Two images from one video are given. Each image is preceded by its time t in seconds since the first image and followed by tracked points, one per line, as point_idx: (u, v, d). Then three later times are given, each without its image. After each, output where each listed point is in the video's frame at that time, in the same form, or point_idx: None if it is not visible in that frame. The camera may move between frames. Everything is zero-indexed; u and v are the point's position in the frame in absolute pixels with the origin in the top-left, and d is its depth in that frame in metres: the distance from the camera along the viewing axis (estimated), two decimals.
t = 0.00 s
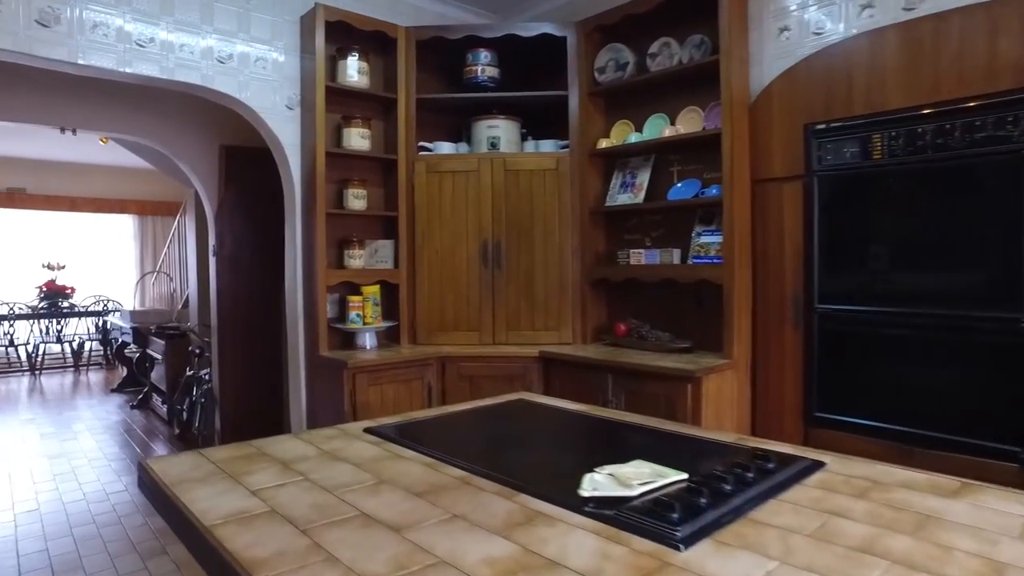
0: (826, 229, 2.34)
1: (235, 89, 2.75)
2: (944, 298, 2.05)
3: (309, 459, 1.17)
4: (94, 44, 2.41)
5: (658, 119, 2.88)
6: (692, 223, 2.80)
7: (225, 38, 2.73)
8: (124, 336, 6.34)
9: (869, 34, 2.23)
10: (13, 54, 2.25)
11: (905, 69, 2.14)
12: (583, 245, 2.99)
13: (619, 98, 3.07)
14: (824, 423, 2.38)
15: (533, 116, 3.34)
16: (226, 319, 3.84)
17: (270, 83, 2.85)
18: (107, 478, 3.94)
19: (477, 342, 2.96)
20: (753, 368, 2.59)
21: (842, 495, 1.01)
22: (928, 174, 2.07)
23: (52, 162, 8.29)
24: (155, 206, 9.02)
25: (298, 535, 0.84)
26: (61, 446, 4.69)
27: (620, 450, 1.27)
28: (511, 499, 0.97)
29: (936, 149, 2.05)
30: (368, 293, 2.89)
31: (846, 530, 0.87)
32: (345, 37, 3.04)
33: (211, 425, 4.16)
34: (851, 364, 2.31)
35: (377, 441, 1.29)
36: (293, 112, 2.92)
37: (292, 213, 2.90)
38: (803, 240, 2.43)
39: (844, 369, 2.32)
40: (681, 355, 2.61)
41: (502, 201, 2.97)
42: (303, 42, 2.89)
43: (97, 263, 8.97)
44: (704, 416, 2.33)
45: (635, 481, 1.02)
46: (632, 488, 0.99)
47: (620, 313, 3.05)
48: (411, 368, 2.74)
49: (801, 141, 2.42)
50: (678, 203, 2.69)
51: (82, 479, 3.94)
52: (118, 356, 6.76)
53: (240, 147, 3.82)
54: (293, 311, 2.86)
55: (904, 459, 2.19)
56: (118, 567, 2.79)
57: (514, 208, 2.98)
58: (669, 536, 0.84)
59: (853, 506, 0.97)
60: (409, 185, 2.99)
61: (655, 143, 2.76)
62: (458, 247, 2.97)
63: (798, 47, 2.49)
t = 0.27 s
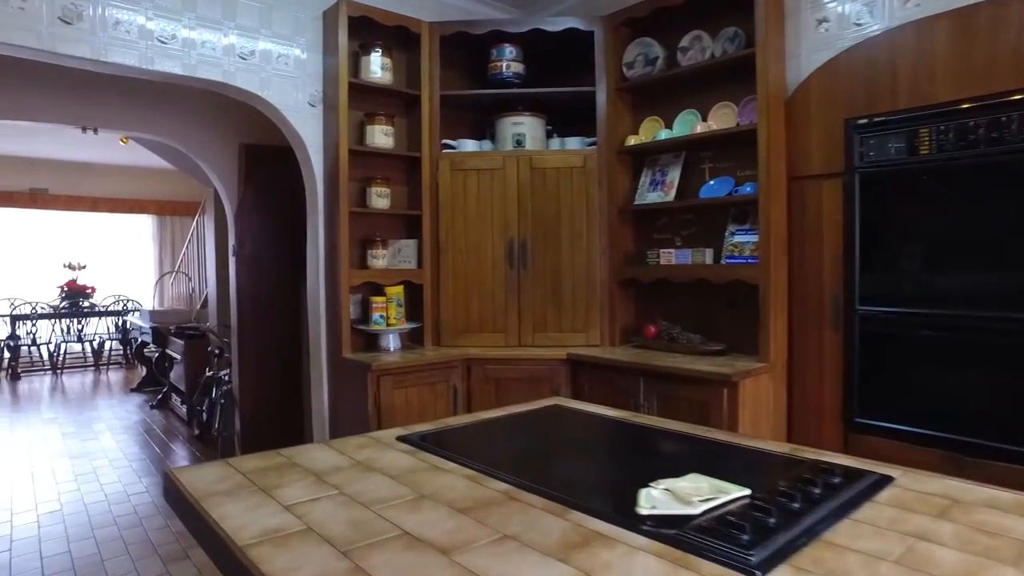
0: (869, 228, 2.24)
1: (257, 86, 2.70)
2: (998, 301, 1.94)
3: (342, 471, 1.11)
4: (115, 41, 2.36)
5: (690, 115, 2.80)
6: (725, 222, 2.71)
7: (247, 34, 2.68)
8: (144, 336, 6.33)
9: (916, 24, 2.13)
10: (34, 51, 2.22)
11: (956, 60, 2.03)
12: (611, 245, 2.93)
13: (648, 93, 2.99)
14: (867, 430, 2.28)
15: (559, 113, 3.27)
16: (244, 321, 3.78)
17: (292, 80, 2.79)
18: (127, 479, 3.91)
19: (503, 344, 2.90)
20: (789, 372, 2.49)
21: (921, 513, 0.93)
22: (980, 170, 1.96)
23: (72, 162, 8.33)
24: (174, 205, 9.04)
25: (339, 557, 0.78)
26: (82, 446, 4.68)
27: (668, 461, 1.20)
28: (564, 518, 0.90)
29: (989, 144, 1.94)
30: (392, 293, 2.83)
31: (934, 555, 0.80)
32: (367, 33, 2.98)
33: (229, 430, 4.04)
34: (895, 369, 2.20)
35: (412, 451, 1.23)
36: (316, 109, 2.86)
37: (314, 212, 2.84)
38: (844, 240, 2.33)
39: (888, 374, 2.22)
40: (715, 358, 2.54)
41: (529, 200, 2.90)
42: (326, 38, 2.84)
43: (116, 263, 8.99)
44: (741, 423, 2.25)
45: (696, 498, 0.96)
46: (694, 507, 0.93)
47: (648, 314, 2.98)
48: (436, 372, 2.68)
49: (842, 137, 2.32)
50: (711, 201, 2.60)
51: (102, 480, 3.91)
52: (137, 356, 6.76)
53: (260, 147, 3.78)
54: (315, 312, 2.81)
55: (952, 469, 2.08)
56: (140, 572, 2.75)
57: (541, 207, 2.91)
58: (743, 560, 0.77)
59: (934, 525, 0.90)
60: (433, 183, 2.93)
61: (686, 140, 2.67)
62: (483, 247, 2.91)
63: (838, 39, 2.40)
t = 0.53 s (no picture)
0: (913, 228, 2.13)
1: (278, 83, 2.64)
2: None
3: (379, 485, 1.05)
4: (136, 38, 2.32)
5: (721, 112, 2.71)
6: (758, 222, 2.63)
7: (269, 31, 2.63)
8: (161, 337, 6.32)
9: (964, 12, 2.01)
10: (55, 49, 2.18)
11: (1008, 49, 1.91)
12: (639, 245, 2.88)
13: (677, 90, 2.91)
14: (910, 440, 2.16)
15: (584, 110, 3.20)
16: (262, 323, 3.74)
17: (315, 77, 2.74)
18: (147, 481, 3.88)
19: (529, 347, 2.85)
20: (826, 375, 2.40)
21: (1010, 533, 0.86)
22: None
23: (89, 163, 8.35)
24: (190, 206, 9.04)
25: None
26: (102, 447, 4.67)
27: (723, 474, 1.13)
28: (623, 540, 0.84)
29: None
30: (414, 295, 2.76)
31: None
32: (389, 29, 2.92)
33: (249, 437, 3.94)
34: (941, 376, 2.08)
35: (450, 463, 1.17)
36: (338, 107, 2.80)
37: (336, 212, 2.78)
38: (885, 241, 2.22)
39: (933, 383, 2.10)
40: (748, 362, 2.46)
41: (555, 198, 2.86)
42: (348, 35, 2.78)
43: (133, 264, 9.01)
44: (779, 429, 2.17)
45: (765, 517, 0.89)
46: (765, 527, 0.86)
47: (676, 316, 2.91)
48: (461, 375, 2.62)
49: (883, 133, 2.21)
50: (744, 200, 2.51)
51: (122, 482, 3.89)
52: (154, 357, 6.76)
53: (280, 146, 3.73)
54: (338, 314, 2.75)
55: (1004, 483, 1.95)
56: None
57: (567, 206, 2.87)
58: None
59: None
60: (457, 183, 2.88)
61: (718, 137, 2.60)
62: (509, 247, 2.86)
63: (879, 31, 2.31)
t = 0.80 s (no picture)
0: (966, 226, 2.03)
1: (303, 79, 2.58)
2: None
3: (428, 502, 0.99)
4: (161, 34, 2.27)
5: (758, 108, 2.62)
6: (797, 221, 2.53)
7: (294, 26, 2.57)
8: (179, 337, 6.30)
9: None
10: (78, 45, 2.13)
11: None
12: (671, 245, 2.80)
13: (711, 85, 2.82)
14: (962, 449, 2.05)
15: (613, 107, 3.13)
16: (284, 325, 3.69)
17: (340, 73, 2.68)
18: (167, 484, 3.84)
19: (558, 349, 2.78)
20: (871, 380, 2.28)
21: None
22: None
23: (107, 163, 8.39)
24: (207, 206, 9.08)
25: None
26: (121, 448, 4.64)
27: (794, 491, 1.06)
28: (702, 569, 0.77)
29: None
30: (442, 296, 2.69)
31: None
32: (415, 25, 2.86)
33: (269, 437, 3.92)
34: (997, 383, 1.97)
35: (499, 478, 1.11)
36: (364, 104, 2.73)
37: (361, 212, 2.72)
38: (935, 240, 2.12)
39: (987, 393, 1.99)
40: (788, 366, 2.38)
41: (586, 197, 2.79)
42: (374, 30, 2.72)
43: (150, 263, 9.02)
44: (823, 436, 2.09)
45: (857, 542, 0.81)
46: (860, 553, 0.78)
47: (710, 318, 2.83)
48: (491, 378, 2.56)
49: (934, 128, 2.11)
50: (784, 199, 2.42)
51: (143, 484, 3.85)
52: (173, 357, 6.74)
53: (302, 144, 3.68)
54: (363, 316, 2.69)
55: None
56: None
57: (598, 205, 2.80)
58: None
59: None
60: (485, 181, 2.82)
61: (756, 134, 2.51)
62: (538, 247, 2.79)
63: (927, 22, 2.20)
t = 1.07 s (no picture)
0: None
1: (328, 75, 2.53)
2: None
3: (479, 520, 0.94)
4: (186, 29, 2.23)
5: (795, 103, 2.53)
6: (837, 220, 2.43)
7: (319, 21, 2.51)
8: (199, 337, 6.30)
9: None
10: (103, 42, 2.09)
11: None
12: (705, 245, 2.72)
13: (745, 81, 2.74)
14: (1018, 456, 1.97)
15: (643, 103, 3.05)
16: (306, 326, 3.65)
17: (366, 69, 2.62)
18: (189, 486, 3.81)
19: (588, 352, 2.72)
20: (918, 386, 2.19)
21: None
22: None
23: (128, 164, 8.49)
24: (225, 206, 9.14)
25: None
26: (143, 449, 4.63)
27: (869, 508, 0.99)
28: None
29: None
30: (469, 298, 2.62)
31: None
32: (441, 20, 2.80)
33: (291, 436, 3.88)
34: None
35: (551, 494, 1.05)
36: (389, 101, 2.67)
37: (386, 211, 2.67)
38: (988, 238, 2.03)
39: None
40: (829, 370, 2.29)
41: (616, 196, 2.72)
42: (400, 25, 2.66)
43: (169, 264, 9.06)
44: (869, 444, 2.00)
45: (959, 569, 0.74)
46: None
47: (744, 320, 2.75)
48: (521, 381, 2.50)
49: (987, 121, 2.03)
50: (824, 197, 2.32)
51: (165, 485, 3.82)
52: (192, 357, 6.74)
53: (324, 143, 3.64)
54: (389, 317, 2.65)
55: None
56: None
57: (629, 204, 2.72)
58: None
59: None
60: (513, 180, 2.76)
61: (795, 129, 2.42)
62: (567, 247, 2.73)
63: (979, 11, 2.12)
